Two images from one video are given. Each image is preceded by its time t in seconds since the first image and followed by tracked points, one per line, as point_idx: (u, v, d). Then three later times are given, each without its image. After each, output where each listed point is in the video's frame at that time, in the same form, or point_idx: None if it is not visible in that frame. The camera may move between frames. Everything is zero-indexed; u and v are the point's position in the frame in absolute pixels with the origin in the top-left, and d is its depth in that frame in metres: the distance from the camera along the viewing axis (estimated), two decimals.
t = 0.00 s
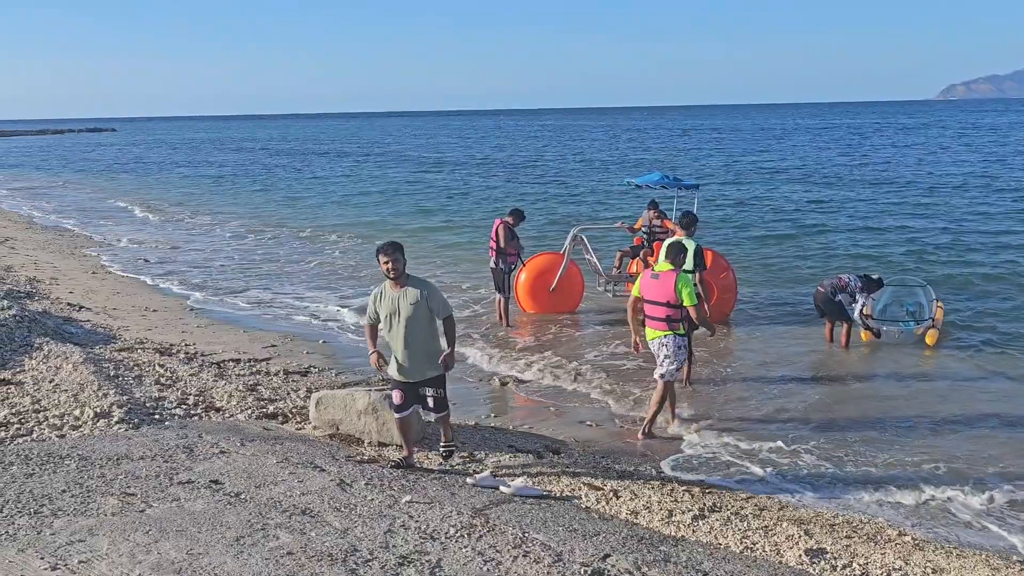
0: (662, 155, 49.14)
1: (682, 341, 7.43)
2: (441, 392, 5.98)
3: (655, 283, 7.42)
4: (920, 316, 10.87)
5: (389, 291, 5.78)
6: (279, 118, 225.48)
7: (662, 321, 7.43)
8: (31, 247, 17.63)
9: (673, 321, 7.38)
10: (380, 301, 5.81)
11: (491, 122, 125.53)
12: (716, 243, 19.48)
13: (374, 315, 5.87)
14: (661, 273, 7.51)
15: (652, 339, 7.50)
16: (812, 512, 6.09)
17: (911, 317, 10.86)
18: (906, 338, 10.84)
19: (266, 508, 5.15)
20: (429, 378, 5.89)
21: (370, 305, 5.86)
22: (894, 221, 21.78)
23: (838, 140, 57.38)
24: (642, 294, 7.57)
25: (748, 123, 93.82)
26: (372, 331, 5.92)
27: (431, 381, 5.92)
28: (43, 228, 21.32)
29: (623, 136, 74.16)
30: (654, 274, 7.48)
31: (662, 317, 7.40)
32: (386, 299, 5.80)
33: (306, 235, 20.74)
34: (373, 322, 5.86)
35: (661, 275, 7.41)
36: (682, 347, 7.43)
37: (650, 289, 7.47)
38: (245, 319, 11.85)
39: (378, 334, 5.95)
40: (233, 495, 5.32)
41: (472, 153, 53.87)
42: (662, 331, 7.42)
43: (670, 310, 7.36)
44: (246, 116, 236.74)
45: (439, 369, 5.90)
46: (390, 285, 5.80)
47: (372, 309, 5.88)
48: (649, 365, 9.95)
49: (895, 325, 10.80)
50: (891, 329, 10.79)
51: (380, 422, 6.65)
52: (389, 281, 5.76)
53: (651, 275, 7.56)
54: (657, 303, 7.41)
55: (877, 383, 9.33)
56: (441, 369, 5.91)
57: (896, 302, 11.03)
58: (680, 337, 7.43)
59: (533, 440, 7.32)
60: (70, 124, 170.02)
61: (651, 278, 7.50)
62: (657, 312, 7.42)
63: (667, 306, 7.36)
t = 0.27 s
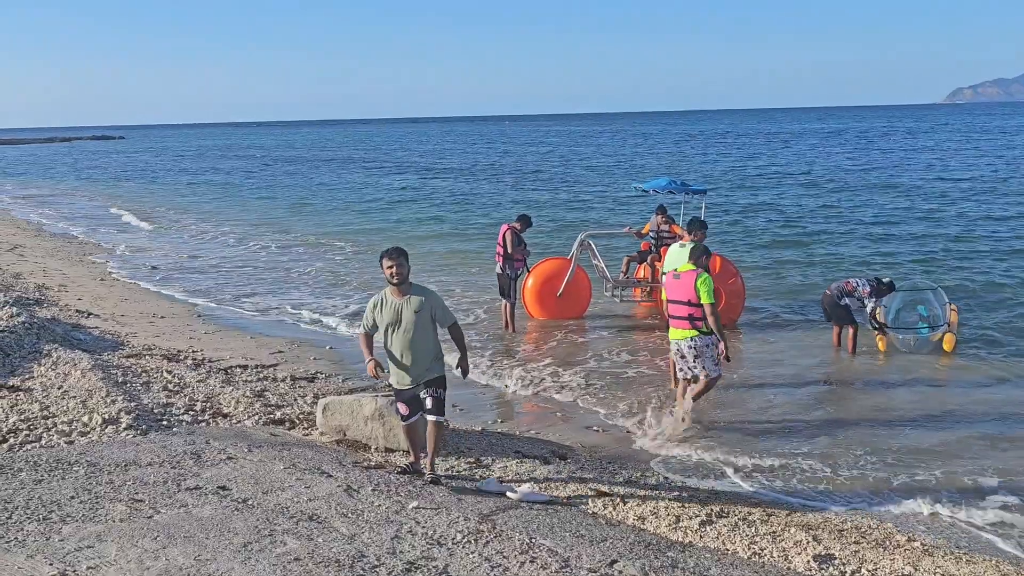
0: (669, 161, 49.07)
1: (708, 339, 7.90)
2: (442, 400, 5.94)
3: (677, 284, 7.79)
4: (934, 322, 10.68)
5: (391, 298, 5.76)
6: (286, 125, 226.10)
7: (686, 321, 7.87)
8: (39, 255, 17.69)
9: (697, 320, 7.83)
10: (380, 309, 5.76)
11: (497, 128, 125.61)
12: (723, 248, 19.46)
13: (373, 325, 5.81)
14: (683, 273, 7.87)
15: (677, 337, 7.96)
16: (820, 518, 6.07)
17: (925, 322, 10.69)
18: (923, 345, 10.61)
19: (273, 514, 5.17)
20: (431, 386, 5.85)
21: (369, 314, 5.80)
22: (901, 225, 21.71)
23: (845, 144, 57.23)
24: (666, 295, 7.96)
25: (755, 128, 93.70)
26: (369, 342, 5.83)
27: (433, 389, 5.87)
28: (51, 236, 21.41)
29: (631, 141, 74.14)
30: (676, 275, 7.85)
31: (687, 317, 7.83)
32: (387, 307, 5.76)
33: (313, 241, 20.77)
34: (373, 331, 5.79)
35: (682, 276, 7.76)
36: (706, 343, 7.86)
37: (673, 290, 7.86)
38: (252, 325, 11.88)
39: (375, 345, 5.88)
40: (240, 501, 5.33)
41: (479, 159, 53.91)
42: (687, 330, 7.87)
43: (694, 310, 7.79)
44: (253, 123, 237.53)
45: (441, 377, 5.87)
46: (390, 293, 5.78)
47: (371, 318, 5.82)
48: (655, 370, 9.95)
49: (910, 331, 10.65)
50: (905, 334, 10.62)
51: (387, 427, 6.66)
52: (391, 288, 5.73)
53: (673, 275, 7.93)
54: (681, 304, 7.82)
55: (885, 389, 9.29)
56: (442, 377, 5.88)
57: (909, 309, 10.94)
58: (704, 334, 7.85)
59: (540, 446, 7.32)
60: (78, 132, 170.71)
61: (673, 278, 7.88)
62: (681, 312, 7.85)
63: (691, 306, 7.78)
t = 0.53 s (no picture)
0: (671, 163, 49.06)
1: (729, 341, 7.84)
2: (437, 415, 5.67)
3: (702, 286, 7.72)
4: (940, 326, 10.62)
5: (400, 300, 5.50)
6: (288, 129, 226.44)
7: (709, 323, 7.81)
8: (43, 259, 17.72)
9: (720, 323, 7.77)
10: (387, 309, 5.51)
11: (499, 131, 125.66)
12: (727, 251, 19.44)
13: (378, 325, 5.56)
14: (708, 275, 7.84)
15: (698, 339, 7.88)
16: (825, 521, 6.05)
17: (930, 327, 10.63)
18: (929, 350, 10.60)
19: (277, 518, 5.16)
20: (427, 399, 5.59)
21: (375, 313, 5.54)
22: (904, 227, 21.70)
23: (848, 147, 57.19)
24: (689, 296, 7.87)
25: (757, 130, 93.70)
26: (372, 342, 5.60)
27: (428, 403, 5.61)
28: (55, 240, 21.44)
29: (633, 144, 74.12)
30: (701, 278, 7.78)
31: (711, 320, 7.77)
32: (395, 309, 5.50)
33: (316, 245, 20.78)
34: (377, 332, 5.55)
35: (708, 279, 7.70)
36: (727, 346, 7.82)
37: (697, 291, 7.80)
38: (254, 328, 11.88)
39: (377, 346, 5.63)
40: (244, 505, 5.32)
41: (481, 162, 53.93)
42: (710, 332, 7.81)
43: (718, 313, 7.73)
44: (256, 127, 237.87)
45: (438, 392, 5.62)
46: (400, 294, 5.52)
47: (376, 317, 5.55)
48: (659, 373, 9.94)
49: (914, 336, 10.60)
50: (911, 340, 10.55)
51: (390, 431, 6.65)
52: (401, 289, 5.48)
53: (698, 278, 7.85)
54: (705, 307, 7.75)
55: (888, 391, 9.28)
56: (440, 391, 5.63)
57: (915, 309, 10.85)
58: (726, 336, 7.80)
59: (543, 449, 7.31)
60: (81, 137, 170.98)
61: (698, 281, 7.79)
62: (705, 315, 7.78)
63: (716, 309, 7.71)
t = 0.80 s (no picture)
0: (670, 164, 49.10)
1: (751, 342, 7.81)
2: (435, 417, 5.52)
3: (728, 287, 7.71)
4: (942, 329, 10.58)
5: (398, 297, 5.38)
6: (288, 131, 226.58)
7: (733, 323, 7.80)
8: (43, 261, 17.73)
9: (745, 324, 7.75)
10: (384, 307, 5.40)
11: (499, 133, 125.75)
12: (726, 251, 19.44)
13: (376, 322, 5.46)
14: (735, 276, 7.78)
15: (723, 338, 7.89)
16: (826, 522, 6.04)
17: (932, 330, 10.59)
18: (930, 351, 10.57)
19: (276, 520, 5.15)
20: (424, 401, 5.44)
21: (372, 310, 5.45)
22: (904, 227, 21.71)
23: (847, 147, 57.27)
24: (716, 296, 7.87)
25: (756, 131, 93.82)
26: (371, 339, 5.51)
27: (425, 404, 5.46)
28: (55, 242, 21.45)
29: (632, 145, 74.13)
30: (728, 277, 7.75)
31: (734, 320, 7.77)
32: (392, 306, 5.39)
33: (316, 246, 20.79)
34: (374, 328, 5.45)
35: (735, 280, 7.67)
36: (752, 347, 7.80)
37: (723, 292, 7.79)
38: (253, 330, 11.88)
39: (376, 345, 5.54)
40: (243, 506, 5.32)
41: (480, 163, 53.94)
42: (733, 332, 7.81)
43: (742, 314, 7.71)
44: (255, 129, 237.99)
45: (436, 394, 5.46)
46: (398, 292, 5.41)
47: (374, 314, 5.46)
48: (659, 374, 9.94)
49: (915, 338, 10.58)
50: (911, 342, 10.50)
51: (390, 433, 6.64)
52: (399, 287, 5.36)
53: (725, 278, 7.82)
54: (729, 307, 7.75)
55: (888, 392, 9.27)
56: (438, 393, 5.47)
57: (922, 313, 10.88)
58: (750, 338, 7.77)
59: (543, 450, 7.30)
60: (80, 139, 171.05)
61: (724, 281, 7.77)
62: (729, 315, 7.78)
63: (740, 311, 7.70)
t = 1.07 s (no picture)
0: (669, 163, 49.10)
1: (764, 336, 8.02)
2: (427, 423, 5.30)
3: (741, 281, 7.92)
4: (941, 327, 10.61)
5: (377, 305, 5.16)
6: (287, 130, 226.38)
7: (746, 317, 7.99)
8: (40, 261, 17.69)
9: (758, 317, 7.95)
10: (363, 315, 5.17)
11: (498, 132, 125.63)
12: (724, 251, 19.44)
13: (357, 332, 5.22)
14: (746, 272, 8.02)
15: (736, 332, 8.08)
16: (824, 521, 6.04)
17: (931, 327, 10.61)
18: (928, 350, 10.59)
19: (273, 520, 5.15)
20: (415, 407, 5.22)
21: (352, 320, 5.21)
22: (902, 227, 21.71)
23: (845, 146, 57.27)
24: (728, 292, 8.07)
25: (755, 130, 93.80)
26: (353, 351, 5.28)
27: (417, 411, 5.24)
28: (52, 242, 21.41)
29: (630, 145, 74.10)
30: (739, 273, 7.98)
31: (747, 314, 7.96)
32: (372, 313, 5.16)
33: (314, 246, 20.77)
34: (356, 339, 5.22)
35: (747, 274, 7.90)
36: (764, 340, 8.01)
37: (735, 287, 8.00)
38: (251, 330, 11.86)
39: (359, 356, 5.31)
40: (240, 507, 5.31)
41: (478, 163, 53.89)
42: (746, 326, 8.00)
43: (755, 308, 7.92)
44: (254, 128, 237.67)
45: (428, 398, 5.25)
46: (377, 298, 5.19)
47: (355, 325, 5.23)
48: (657, 374, 9.93)
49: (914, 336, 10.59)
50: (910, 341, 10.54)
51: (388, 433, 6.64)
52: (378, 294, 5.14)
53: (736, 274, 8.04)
54: (743, 301, 7.95)
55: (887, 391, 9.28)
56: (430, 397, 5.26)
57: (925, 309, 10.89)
58: (762, 331, 7.99)
59: (541, 450, 7.30)
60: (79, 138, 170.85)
61: (736, 276, 7.99)
62: (742, 310, 7.97)
63: (754, 304, 7.91)
